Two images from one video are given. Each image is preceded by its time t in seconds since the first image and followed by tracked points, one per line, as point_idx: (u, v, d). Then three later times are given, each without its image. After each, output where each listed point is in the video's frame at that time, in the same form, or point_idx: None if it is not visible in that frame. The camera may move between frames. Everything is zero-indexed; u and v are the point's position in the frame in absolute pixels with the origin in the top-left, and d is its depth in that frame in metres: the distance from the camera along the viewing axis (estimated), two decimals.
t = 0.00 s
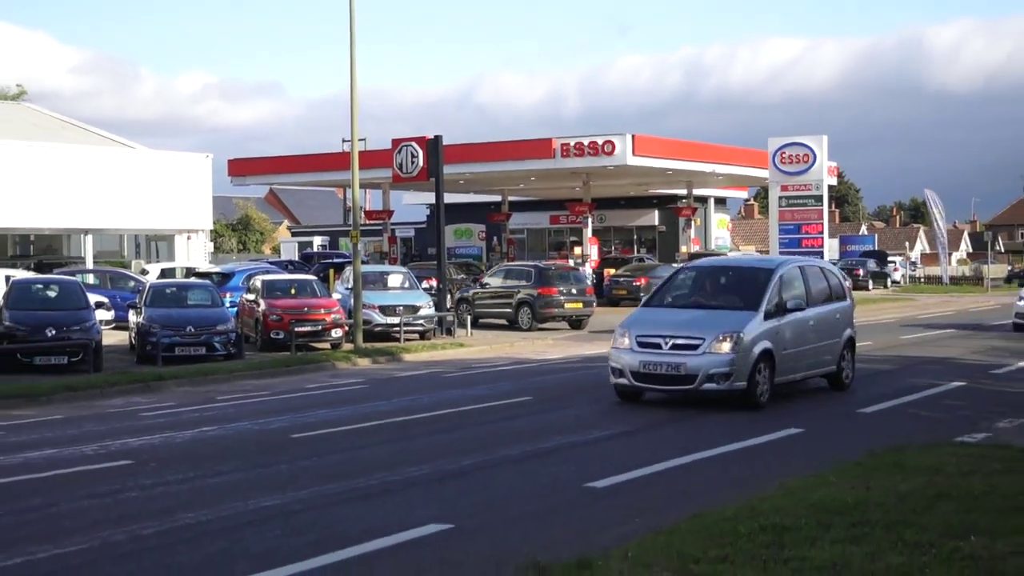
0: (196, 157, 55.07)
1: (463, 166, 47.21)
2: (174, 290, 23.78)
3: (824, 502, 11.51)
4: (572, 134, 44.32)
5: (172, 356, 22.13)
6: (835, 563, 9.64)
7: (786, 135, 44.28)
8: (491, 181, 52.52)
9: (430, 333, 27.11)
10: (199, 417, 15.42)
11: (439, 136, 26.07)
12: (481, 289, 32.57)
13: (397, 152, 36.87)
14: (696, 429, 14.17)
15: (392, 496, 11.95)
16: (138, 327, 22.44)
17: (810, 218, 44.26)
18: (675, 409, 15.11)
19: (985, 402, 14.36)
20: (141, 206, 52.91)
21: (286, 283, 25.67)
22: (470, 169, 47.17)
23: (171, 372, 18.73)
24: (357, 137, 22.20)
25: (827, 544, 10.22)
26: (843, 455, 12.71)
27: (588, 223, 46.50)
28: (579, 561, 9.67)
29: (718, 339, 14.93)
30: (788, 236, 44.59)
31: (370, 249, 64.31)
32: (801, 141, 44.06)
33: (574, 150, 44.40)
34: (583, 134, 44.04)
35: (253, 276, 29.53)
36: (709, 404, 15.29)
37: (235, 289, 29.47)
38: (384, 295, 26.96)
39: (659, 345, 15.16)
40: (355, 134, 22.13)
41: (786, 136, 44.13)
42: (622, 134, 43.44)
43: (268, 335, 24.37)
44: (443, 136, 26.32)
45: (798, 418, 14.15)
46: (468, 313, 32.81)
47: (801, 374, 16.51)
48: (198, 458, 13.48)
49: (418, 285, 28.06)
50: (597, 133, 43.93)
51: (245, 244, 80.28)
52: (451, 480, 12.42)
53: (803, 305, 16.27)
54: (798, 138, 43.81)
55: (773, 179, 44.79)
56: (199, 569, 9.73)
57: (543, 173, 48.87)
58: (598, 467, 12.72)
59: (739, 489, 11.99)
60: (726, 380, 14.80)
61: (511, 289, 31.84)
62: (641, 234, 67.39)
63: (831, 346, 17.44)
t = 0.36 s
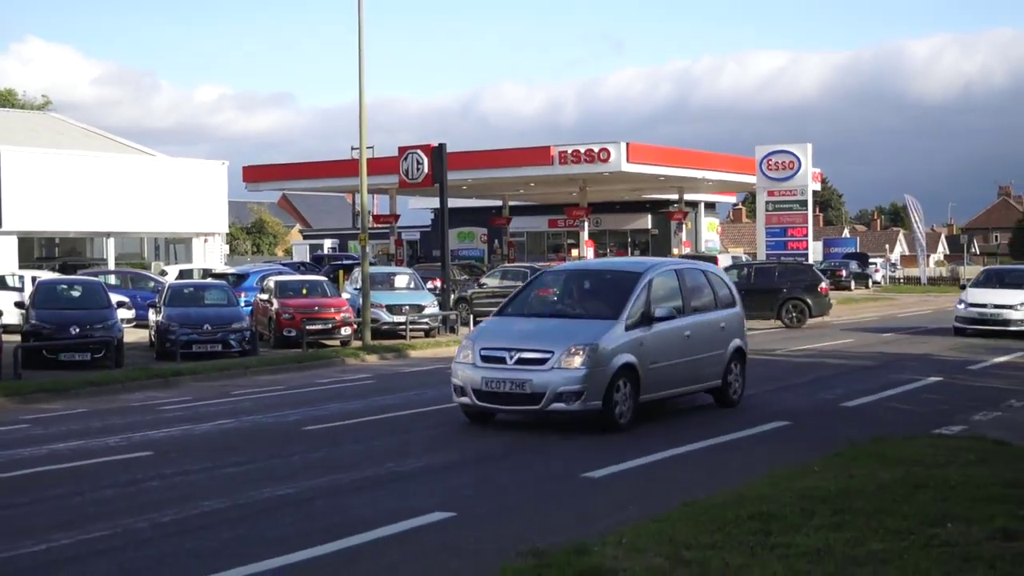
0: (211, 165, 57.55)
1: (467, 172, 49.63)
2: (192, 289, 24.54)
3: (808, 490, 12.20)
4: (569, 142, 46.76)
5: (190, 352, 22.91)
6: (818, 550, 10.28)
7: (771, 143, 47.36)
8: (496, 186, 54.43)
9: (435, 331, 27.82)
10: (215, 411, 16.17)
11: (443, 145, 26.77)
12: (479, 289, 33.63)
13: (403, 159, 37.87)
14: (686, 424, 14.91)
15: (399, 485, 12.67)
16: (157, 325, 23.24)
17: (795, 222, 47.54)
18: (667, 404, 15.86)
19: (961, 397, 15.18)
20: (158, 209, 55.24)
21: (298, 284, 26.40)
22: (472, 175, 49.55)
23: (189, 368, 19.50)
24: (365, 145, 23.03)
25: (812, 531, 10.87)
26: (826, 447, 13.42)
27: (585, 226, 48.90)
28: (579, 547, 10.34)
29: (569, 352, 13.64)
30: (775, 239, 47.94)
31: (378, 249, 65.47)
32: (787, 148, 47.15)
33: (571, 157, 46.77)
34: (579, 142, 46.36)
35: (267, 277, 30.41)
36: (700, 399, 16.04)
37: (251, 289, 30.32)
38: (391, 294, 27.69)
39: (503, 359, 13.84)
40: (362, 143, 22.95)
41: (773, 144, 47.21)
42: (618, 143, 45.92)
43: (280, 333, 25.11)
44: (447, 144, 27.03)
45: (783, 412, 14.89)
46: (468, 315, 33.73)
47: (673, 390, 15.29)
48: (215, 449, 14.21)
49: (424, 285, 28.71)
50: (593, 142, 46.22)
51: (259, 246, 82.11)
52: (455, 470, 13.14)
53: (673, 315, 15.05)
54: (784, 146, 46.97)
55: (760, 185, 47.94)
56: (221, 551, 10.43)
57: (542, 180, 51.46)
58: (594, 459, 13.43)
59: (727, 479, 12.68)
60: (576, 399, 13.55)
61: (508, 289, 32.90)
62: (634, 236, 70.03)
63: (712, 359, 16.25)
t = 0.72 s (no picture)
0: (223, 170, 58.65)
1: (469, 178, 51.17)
2: (203, 289, 25.17)
3: (796, 483, 12.73)
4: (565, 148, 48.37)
5: (201, 351, 23.53)
6: (806, 539, 10.73)
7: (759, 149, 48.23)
8: (495, 193, 56.51)
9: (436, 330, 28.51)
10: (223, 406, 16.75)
11: (444, 150, 27.33)
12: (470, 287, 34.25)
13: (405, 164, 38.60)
14: (677, 418, 15.50)
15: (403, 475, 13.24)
16: (169, 324, 23.86)
17: (782, 225, 48.24)
18: (660, 401, 16.45)
19: (942, 393, 15.87)
20: (173, 212, 56.15)
21: (305, 285, 27.00)
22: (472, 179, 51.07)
23: (200, 366, 20.10)
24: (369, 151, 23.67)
25: (799, 522, 11.32)
26: (813, 441, 13.98)
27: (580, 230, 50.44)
28: (575, 534, 10.83)
29: (351, 375, 11.53)
30: (762, 242, 48.57)
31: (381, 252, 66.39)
32: (774, 154, 48.06)
33: (567, 163, 48.48)
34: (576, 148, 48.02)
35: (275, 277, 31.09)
36: (692, 397, 16.63)
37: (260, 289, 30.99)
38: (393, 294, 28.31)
39: (277, 383, 11.67)
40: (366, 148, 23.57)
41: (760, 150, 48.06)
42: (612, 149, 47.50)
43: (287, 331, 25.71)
44: (448, 149, 27.60)
45: (771, 409, 15.48)
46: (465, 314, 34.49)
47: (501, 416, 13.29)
48: (225, 443, 14.77)
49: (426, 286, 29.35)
50: (589, 148, 47.87)
51: (267, 248, 83.17)
52: (455, 463, 13.72)
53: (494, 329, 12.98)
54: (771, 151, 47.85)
55: (748, 189, 48.64)
56: (234, 537, 10.96)
57: (540, 184, 53.15)
58: (589, 453, 14.00)
59: (717, 473, 13.22)
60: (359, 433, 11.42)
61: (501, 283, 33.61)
62: (627, 239, 72.06)
63: (553, 378, 14.23)
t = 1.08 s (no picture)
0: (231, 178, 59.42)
1: (469, 184, 51.81)
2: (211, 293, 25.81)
3: (780, 480, 13.25)
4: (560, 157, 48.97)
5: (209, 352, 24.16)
6: (789, 532, 11.20)
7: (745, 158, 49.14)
8: (494, 199, 57.29)
9: (436, 331, 29.10)
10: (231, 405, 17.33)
11: (443, 159, 27.97)
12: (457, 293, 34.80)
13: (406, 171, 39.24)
14: (670, 417, 16.06)
15: (405, 470, 13.81)
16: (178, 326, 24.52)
17: (768, 231, 48.94)
18: (653, 400, 17.03)
19: (922, 392, 16.50)
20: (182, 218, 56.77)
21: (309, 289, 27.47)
22: (472, 186, 51.72)
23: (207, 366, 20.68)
24: (371, 160, 24.30)
25: (784, 517, 11.79)
26: (799, 438, 14.55)
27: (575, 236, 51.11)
28: (569, 527, 11.33)
29: None
30: (749, 247, 49.22)
31: (383, 257, 67.00)
32: (759, 163, 49.00)
33: (563, 170, 49.11)
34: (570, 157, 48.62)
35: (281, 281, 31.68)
36: (683, 396, 17.23)
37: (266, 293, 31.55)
38: (395, 297, 28.88)
39: None
40: (368, 158, 24.24)
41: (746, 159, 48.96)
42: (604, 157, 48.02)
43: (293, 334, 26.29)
44: (448, 158, 28.24)
45: (760, 408, 16.06)
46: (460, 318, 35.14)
47: (227, 462, 10.33)
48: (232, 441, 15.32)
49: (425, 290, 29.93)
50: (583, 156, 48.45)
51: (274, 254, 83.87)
52: (456, 459, 14.31)
53: (209, 353, 10.06)
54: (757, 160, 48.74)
55: (735, 197, 49.54)
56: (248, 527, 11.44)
57: (536, 192, 53.83)
58: (584, 449, 14.58)
59: (706, 469, 13.75)
60: None
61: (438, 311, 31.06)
62: (620, 244, 72.86)
63: (311, 412, 11.30)
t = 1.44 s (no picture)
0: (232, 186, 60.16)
1: (462, 192, 52.33)
2: (213, 296, 26.32)
3: (765, 479, 13.62)
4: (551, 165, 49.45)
5: (211, 354, 24.66)
6: (775, 530, 11.54)
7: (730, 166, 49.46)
8: (487, 206, 57.82)
9: (432, 335, 29.53)
10: (231, 407, 17.75)
11: (437, 167, 28.46)
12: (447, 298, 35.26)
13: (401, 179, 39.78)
14: (659, 417, 16.50)
15: (400, 470, 14.23)
16: (181, 329, 25.05)
17: (752, 238, 49.53)
18: (643, 402, 17.48)
19: (902, 394, 16.96)
20: (184, 224, 57.41)
21: (308, 293, 27.98)
22: (466, 194, 52.29)
23: (208, 368, 21.13)
24: (367, 168, 24.78)
25: (769, 514, 12.14)
26: (783, 438, 14.96)
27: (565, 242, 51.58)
28: (560, 525, 11.71)
29: None
30: (734, 253, 49.83)
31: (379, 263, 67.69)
32: (744, 170, 49.32)
33: (554, 178, 49.61)
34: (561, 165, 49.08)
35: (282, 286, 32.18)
36: (671, 397, 17.69)
37: (266, 297, 32.04)
38: (392, 301, 29.35)
39: None
40: (364, 166, 24.73)
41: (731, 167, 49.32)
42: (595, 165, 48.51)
43: (291, 336, 26.77)
44: (441, 166, 28.74)
45: (746, 409, 16.50)
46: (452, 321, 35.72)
47: None
48: (233, 441, 15.74)
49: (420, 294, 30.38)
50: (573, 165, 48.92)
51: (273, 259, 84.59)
52: (450, 458, 14.74)
53: None
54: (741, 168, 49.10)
55: (720, 204, 50.03)
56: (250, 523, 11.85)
57: (528, 199, 54.37)
58: (575, 449, 14.99)
59: (692, 468, 14.14)
60: None
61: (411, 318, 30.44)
62: (609, 249, 73.55)
63: None
